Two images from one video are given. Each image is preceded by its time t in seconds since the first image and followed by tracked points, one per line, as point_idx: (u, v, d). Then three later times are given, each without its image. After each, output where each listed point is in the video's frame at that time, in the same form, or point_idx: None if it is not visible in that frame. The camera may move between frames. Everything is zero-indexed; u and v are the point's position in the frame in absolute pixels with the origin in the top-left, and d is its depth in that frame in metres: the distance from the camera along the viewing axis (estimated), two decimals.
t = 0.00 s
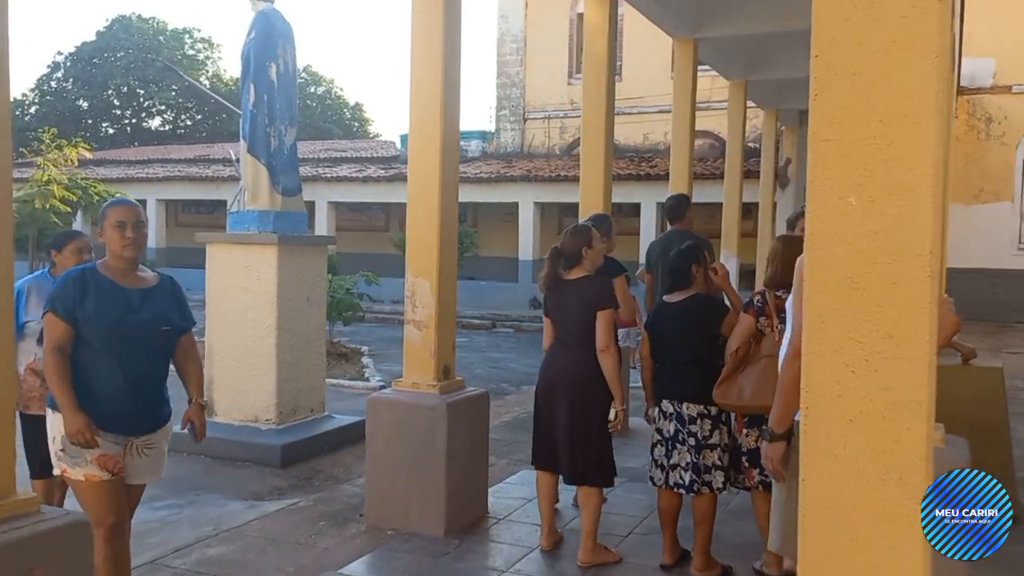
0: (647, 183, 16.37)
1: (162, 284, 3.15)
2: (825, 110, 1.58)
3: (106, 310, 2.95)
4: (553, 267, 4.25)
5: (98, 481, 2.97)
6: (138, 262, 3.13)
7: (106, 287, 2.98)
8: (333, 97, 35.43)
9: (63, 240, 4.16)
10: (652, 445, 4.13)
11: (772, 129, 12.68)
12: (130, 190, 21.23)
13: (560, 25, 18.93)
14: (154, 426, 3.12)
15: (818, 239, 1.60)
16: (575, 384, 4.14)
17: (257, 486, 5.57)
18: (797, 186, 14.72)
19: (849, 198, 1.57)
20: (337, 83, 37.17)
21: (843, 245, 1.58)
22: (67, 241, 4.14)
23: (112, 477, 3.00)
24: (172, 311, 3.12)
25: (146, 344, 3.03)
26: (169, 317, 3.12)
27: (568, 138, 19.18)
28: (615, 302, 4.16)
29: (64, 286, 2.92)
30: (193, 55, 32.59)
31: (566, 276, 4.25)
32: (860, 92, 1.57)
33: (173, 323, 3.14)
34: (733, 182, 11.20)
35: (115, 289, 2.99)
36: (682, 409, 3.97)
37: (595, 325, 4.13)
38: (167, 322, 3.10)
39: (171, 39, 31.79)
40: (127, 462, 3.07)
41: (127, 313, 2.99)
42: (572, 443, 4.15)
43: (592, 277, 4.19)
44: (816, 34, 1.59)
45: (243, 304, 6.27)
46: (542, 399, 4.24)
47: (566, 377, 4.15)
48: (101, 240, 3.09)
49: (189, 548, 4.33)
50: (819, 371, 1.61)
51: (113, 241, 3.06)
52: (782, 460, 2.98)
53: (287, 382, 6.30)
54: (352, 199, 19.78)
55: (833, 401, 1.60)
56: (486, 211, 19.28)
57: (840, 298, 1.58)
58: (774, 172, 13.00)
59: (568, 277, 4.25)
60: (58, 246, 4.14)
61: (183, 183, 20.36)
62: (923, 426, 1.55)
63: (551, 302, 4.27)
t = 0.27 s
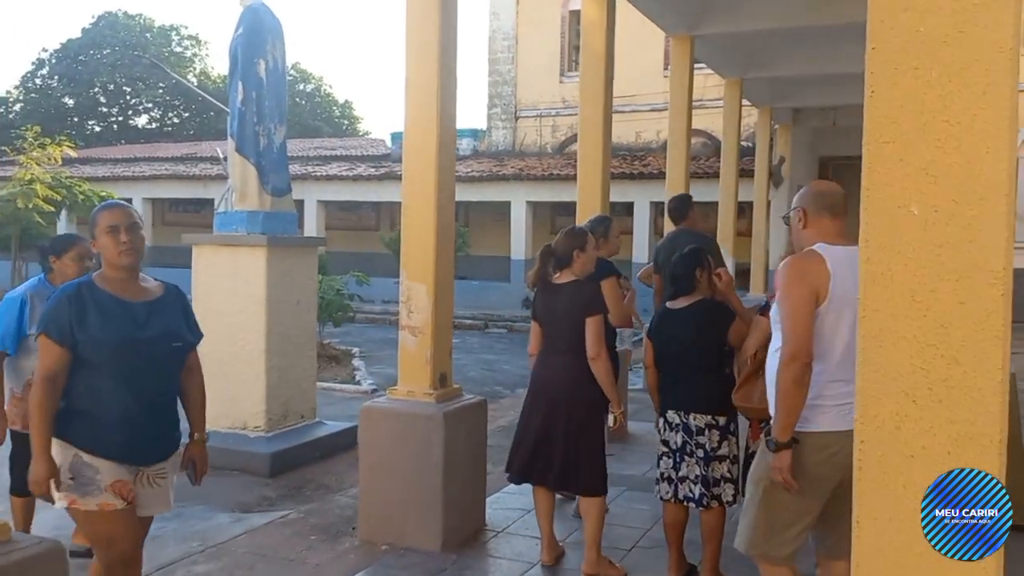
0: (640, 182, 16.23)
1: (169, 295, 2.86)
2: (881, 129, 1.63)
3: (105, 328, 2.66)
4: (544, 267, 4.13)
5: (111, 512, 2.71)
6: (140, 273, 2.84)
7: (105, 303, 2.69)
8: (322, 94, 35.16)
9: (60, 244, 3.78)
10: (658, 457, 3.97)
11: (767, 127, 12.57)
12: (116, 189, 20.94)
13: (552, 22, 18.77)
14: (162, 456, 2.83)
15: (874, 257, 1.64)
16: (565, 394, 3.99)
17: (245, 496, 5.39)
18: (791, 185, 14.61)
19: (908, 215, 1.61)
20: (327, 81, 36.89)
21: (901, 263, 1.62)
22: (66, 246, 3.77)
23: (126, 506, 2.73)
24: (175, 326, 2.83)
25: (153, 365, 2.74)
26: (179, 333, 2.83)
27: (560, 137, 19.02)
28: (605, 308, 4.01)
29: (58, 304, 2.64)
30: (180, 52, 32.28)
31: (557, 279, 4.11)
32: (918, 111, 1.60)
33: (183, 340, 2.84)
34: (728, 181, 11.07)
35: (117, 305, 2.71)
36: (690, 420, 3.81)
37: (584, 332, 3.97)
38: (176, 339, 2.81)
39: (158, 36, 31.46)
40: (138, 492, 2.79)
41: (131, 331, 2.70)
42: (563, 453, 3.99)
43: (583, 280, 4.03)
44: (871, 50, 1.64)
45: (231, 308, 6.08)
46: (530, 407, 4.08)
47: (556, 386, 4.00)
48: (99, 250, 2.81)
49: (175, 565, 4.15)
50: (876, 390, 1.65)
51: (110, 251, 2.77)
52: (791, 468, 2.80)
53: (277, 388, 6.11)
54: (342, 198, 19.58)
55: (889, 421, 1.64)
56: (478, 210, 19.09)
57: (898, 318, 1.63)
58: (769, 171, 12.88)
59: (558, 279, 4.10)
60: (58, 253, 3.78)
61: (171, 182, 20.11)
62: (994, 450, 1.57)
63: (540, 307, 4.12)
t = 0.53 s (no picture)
0: (631, 181, 16.18)
1: (174, 297, 2.68)
2: (910, 126, 1.49)
3: (107, 331, 2.48)
4: (535, 268, 4.00)
5: (96, 540, 2.51)
6: (144, 272, 2.65)
7: (106, 305, 2.51)
8: (311, 92, 35.01)
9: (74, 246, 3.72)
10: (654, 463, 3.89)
11: (758, 126, 12.53)
12: (101, 187, 20.76)
13: (542, 20, 18.70)
14: (180, 465, 2.64)
15: (907, 271, 1.49)
16: (554, 400, 3.90)
17: (234, 502, 5.29)
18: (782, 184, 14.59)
19: (943, 225, 1.47)
20: (315, 79, 36.71)
21: (936, 275, 1.47)
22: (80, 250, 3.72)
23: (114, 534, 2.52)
24: (183, 332, 2.67)
25: (159, 369, 2.56)
26: (185, 336, 2.65)
27: (550, 135, 18.96)
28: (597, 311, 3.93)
29: (55, 307, 2.46)
30: (167, 49, 32.13)
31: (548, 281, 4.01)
32: (951, 115, 1.46)
33: (189, 343, 2.67)
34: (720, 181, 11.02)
35: (118, 307, 2.52)
36: (688, 426, 3.73)
37: (577, 337, 3.89)
38: (181, 341, 2.63)
39: (144, 33, 31.26)
40: (147, 508, 2.59)
41: (134, 334, 2.51)
42: (558, 458, 3.91)
43: (575, 285, 3.94)
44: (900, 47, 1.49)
45: (219, 310, 5.97)
46: (521, 413, 4.00)
47: (547, 391, 3.92)
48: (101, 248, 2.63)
49: None
50: (909, 412, 1.50)
51: (113, 249, 2.60)
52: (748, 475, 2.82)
53: (266, 391, 6.01)
54: (331, 196, 19.46)
55: (922, 444, 1.50)
56: (468, 209, 19.01)
57: (933, 334, 1.48)
58: (761, 170, 12.84)
59: (549, 281, 4.00)
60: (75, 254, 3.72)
61: (158, 180, 19.94)
62: None
63: (530, 310, 4.01)
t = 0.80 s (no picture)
0: (622, 180, 16.19)
1: (197, 305, 2.54)
2: (929, 125, 1.38)
3: (123, 340, 2.36)
4: (528, 267, 3.97)
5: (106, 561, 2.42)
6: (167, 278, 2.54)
7: (124, 311, 2.39)
8: (301, 90, 34.90)
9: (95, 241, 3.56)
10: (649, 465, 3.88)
11: (749, 125, 12.55)
12: (90, 186, 20.63)
13: (533, 19, 18.69)
14: (200, 481, 2.50)
15: (926, 276, 1.38)
16: (548, 402, 3.88)
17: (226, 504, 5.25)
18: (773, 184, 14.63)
19: (960, 229, 1.36)
20: (305, 77, 36.59)
21: (954, 280, 1.36)
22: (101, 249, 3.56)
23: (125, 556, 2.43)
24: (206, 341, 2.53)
25: (178, 381, 2.44)
26: (207, 346, 2.52)
27: (542, 134, 18.95)
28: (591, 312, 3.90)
29: (72, 313, 2.35)
30: (156, 47, 31.97)
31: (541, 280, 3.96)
32: (973, 114, 1.35)
33: (210, 353, 2.52)
34: (711, 180, 11.02)
35: (137, 314, 2.40)
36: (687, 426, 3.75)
37: (572, 338, 3.86)
38: (201, 352, 2.50)
39: (132, 31, 31.09)
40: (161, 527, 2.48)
41: (150, 343, 2.39)
42: (554, 460, 3.89)
43: (570, 285, 3.91)
44: (920, 40, 1.38)
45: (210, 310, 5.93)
46: (516, 415, 3.98)
47: (541, 394, 3.89)
48: (122, 252, 2.51)
49: None
50: (923, 417, 1.39)
51: (134, 253, 2.47)
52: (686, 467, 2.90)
53: (258, 392, 5.97)
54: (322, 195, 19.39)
55: (940, 451, 1.38)
56: (459, 208, 18.98)
57: (951, 338, 1.37)
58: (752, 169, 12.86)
59: (543, 281, 3.96)
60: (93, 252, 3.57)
61: (147, 179, 19.83)
62: None
63: (524, 310, 3.98)
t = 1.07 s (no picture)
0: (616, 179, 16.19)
1: (254, 313, 2.42)
2: (948, 124, 1.22)
3: (180, 345, 2.25)
4: (527, 266, 3.93)
5: None
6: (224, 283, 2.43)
7: (180, 316, 2.29)
8: (293, 89, 34.86)
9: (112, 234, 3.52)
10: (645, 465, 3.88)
11: (744, 125, 12.57)
12: (82, 184, 20.55)
13: (527, 18, 18.70)
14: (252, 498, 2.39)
15: (945, 277, 1.22)
16: (545, 402, 3.88)
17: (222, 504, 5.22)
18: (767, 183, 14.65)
19: (978, 230, 1.20)
20: (296, 75, 36.51)
21: (971, 280, 1.21)
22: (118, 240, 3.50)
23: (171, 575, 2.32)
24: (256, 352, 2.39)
25: (234, 390, 2.32)
26: (264, 354, 2.40)
27: (535, 133, 18.96)
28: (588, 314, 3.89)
29: (127, 315, 2.24)
30: (147, 45, 31.86)
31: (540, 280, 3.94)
32: (992, 113, 1.20)
33: (266, 362, 2.41)
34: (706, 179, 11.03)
35: (194, 319, 2.29)
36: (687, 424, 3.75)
37: (567, 340, 3.85)
38: (258, 362, 2.38)
39: (124, 29, 30.96)
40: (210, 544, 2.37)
41: (207, 349, 2.27)
42: (551, 461, 3.88)
43: (567, 286, 3.89)
44: (936, 37, 1.22)
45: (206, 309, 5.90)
46: (514, 415, 3.98)
47: (538, 394, 3.89)
48: (179, 254, 2.40)
49: None
50: (939, 419, 1.23)
51: (191, 255, 2.37)
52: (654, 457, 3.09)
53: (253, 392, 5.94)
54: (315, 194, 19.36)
55: (956, 454, 1.23)
56: (452, 207, 18.98)
57: (968, 340, 1.21)
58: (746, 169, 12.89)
59: (542, 281, 3.93)
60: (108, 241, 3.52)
61: (139, 178, 19.76)
62: None
63: (523, 309, 3.97)
